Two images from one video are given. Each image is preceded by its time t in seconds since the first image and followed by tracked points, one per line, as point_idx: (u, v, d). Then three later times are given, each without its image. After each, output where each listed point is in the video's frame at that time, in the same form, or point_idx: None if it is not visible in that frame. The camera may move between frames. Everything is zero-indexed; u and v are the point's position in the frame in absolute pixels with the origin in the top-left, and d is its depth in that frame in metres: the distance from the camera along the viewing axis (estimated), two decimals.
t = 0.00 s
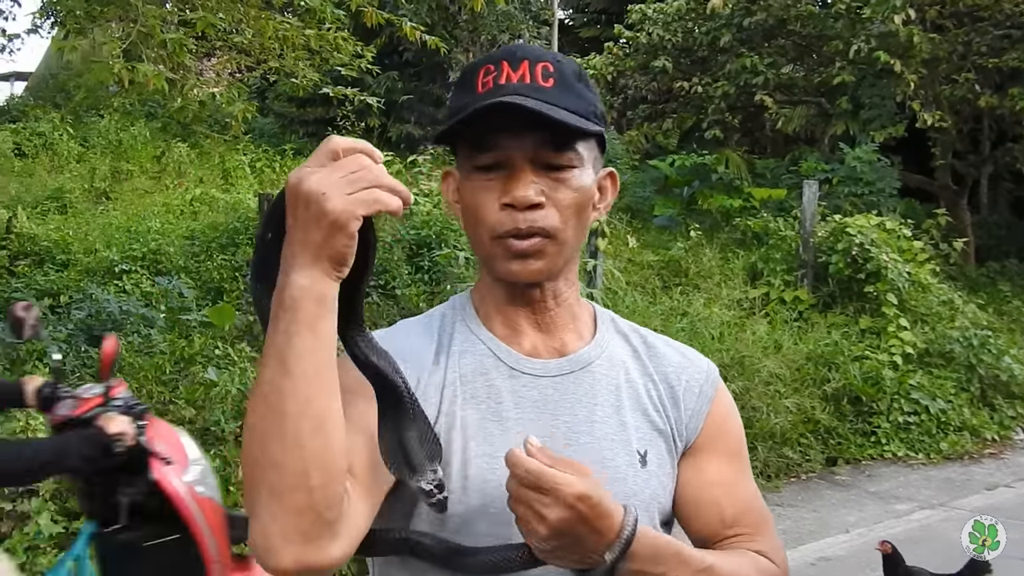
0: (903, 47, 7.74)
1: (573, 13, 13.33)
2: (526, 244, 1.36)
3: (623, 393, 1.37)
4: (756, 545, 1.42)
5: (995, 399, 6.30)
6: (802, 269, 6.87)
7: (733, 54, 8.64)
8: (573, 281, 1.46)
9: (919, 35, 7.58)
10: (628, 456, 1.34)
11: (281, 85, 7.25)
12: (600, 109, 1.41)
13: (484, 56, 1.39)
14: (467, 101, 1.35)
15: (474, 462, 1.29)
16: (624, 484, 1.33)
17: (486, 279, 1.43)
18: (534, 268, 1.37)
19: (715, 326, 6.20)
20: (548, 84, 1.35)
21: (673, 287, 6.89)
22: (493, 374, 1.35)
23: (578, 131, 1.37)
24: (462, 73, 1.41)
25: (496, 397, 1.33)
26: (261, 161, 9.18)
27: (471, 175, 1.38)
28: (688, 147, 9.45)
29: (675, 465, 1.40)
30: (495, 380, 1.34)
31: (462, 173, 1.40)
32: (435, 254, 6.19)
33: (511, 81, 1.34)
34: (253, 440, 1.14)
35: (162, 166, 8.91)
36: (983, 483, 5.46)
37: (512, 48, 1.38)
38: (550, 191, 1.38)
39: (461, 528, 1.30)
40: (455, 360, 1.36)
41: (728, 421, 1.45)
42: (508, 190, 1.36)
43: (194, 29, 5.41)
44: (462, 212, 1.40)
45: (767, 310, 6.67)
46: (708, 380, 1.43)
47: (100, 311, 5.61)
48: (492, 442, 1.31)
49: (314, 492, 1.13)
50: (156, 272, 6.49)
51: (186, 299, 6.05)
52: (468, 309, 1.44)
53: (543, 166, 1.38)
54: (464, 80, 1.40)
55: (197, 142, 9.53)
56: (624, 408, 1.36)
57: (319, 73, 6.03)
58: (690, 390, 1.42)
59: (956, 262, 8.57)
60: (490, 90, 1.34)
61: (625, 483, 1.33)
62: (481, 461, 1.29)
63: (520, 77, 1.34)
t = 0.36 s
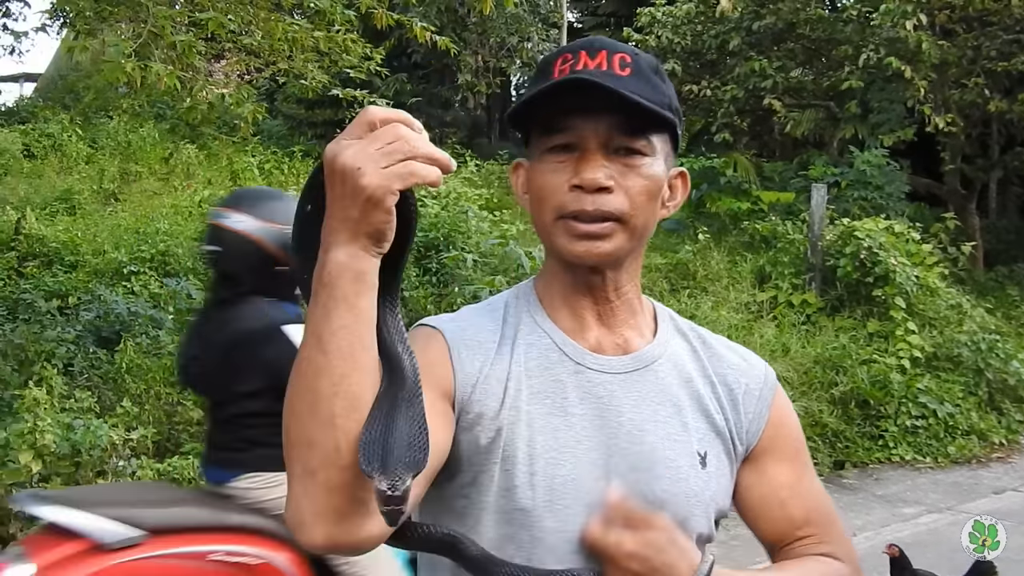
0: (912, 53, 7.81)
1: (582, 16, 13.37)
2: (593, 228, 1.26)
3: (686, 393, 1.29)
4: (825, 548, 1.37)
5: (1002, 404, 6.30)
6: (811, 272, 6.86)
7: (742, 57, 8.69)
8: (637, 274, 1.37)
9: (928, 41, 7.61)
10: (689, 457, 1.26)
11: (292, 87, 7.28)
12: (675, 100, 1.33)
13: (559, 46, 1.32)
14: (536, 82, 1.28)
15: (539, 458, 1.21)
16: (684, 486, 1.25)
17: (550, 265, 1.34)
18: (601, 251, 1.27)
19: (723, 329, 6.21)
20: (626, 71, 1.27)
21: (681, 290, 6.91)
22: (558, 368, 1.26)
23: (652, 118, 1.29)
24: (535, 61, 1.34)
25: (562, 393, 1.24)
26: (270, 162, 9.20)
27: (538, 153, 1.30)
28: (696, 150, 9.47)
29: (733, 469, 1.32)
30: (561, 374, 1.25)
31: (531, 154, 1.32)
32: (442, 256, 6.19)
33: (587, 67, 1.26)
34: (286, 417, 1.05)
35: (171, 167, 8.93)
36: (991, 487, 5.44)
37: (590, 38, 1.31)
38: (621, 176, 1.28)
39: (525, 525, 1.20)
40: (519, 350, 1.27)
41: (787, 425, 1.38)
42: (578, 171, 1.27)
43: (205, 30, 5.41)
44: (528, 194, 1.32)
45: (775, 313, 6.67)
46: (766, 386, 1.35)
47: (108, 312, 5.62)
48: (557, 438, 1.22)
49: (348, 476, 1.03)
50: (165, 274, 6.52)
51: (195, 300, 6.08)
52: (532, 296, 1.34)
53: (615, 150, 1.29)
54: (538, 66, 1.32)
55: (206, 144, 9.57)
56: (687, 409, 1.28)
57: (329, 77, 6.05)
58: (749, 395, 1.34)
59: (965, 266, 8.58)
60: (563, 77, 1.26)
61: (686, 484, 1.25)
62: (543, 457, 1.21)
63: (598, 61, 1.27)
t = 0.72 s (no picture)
0: (913, 54, 7.87)
1: (584, 16, 13.39)
2: (650, 221, 1.29)
3: (727, 400, 1.29)
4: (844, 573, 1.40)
5: (1003, 403, 6.33)
6: (812, 271, 6.88)
7: (745, 57, 8.72)
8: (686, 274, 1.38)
9: (930, 41, 7.64)
10: (727, 466, 1.25)
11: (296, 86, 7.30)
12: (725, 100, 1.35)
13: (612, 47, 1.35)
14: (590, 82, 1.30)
15: (576, 463, 1.21)
16: (720, 494, 1.24)
17: (600, 260, 1.36)
18: (660, 246, 1.30)
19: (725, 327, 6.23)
20: (681, 69, 1.30)
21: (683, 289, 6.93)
22: (599, 372, 1.27)
23: (707, 112, 1.33)
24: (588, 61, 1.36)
25: (602, 398, 1.25)
26: (272, 161, 9.20)
27: (592, 149, 1.33)
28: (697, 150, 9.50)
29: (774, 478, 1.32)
30: (601, 379, 1.26)
31: (584, 148, 1.34)
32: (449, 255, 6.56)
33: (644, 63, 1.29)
34: (327, 426, 1.07)
35: (173, 166, 8.93)
36: (992, 485, 5.46)
37: (645, 39, 1.34)
38: (678, 169, 1.31)
39: (559, 529, 1.20)
40: (561, 353, 1.28)
41: (832, 439, 1.39)
42: (637, 162, 1.30)
43: (208, 29, 5.41)
44: (580, 189, 1.34)
45: (777, 312, 6.69)
46: (815, 396, 1.35)
47: (111, 310, 5.62)
48: (596, 443, 1.22)
49: (382, 486, 1.04)
50: (167, 272, 6.51)
51: (197, 299, 6.08)
52: (576, 297, 1.36)
53: (670, 145, 1.32)
54: (591, 66, 1.35)
55: (208, 142, 9.58)
56: (727, 416, 1.28)
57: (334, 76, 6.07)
58: (798, 404, 1.34)
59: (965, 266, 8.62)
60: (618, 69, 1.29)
61: (723, 492, 1.24)
62: (581, 460, 1.21)
63: (652, 59, 1.30)
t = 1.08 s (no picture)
0: (914, 55, 7.89)
1: (586, 15, 13.39)
2: (623, 215, 1.29)
3: (728, 402, 1.30)
4: None
5: (1004, 403, 6.35)
6: (814, 272, 6.91)
7: (747, 57, 8.75)
8: (686, 276, 1.38)
9: (931, 43, 7.66)
10: (728, 468, 1.25)
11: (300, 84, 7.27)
12: (724, 103, 1.36)
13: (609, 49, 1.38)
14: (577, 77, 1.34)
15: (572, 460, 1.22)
16: (718, 494, 1.24)
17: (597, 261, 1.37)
18: (624, 242, 1.29)
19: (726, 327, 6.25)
20: (667, 66, 1.30)
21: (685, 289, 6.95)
22: (597, 370, 1.28)
23: (693, 110, 1.32)
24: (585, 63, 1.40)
25: (601, 396, 1.26)
26: (273, 159, 9.20)
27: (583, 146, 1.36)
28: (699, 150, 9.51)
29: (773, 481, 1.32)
30: (599, 377, 1.27)
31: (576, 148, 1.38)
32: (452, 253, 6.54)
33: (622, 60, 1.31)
34: (325, 406, 1.13)
35: (175, 163, 8.93)
36: (992, 485, 5.48)
37: (639, 40, 1.36)
38: (654, 166, 1.31)
39: (555, 526, 1.21)
40: (560, 351, 1.29)
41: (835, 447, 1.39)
42: (613, 159, 1.31)
43: (213, 26, 5.40)
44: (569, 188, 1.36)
45: (778, 312, 6.70)
46: (819, 403, 1.36)
47: (112, 307, 5.61)
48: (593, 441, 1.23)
49: (362, 476, 1.11)
50: (169, 269, 6.51)
51: (199, 297, 6.08)
52: (576, 296, 1.37)
53: (652, 142, 1.33)
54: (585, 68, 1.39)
55: (209, 140, 9.57)
56: (728, 418, 1.29)
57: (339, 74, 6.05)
58: (800, 411, 1.34)
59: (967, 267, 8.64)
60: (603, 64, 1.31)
61: (722, 493, 1.24)
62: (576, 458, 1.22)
63: (638, 57, 1.32)
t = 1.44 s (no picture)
0: (908, 54, 7.90)
1: (579, 13, 13.40)
2: (625, 220, 1.33)
3: (715, 402, 1.32)
4: None
5: (994, 402, 6.37)
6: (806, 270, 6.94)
7: (740, 56, 8.77)
8: (678, 280, 1.41)
9: (924, 42, 7.67)
10: (712, 466, 1.28)
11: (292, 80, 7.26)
12: (717, 102, 1.38)
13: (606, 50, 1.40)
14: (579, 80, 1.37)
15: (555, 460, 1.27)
16: (703, 494, 1.27)
17: (589, 264, 1.41)
18: (631, 246, 1.33)
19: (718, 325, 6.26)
20: (665, 70, 1.33)
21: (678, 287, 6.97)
22: (583, 372, 1.32)
23: (689, 114, 1.35)
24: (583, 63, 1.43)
25: (586, 397, 1.31)
26: (266, 155, 9.19)
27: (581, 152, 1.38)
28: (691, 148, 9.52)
29: (758, 480, 1.33)
30: (585, 379, 1.32)
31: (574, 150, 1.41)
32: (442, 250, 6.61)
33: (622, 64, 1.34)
34: (331, 430, 1.23)
35: (167, 159, 8.92)
36: (982, 484, 5.49)
37: (637, 42, 1.38)
38: (654, 171, 1.35)
39: (538, 526, 1.27)
40: (546, 352, 1.34)
41: (823, 443, 1.38)
42: (612, 164, 1.35)
43: (204, 22, 5.37)
44: (567, 191, 1.40)
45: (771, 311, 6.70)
46: (805, 400, 1.36)
47: (104, 303, 5.59)
48: (576, 442, 1.28)
49: (371, 498, 1.21)
50: (160, 265, 6.50)
51: (191, 292, 6.08)
52: (568, 300, 1.43)
53: (651, 147, 1.36)
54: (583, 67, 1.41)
55: (202, 136, 9.56)
56: (714, 416, 1.31)
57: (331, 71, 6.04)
58: (785, 406, 1.34)
59: (958, 266, 8.67)
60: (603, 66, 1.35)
61: (706, 492, 1.27)
62: (559, 458, 1.27)
63: (635, 62, 1.35)
